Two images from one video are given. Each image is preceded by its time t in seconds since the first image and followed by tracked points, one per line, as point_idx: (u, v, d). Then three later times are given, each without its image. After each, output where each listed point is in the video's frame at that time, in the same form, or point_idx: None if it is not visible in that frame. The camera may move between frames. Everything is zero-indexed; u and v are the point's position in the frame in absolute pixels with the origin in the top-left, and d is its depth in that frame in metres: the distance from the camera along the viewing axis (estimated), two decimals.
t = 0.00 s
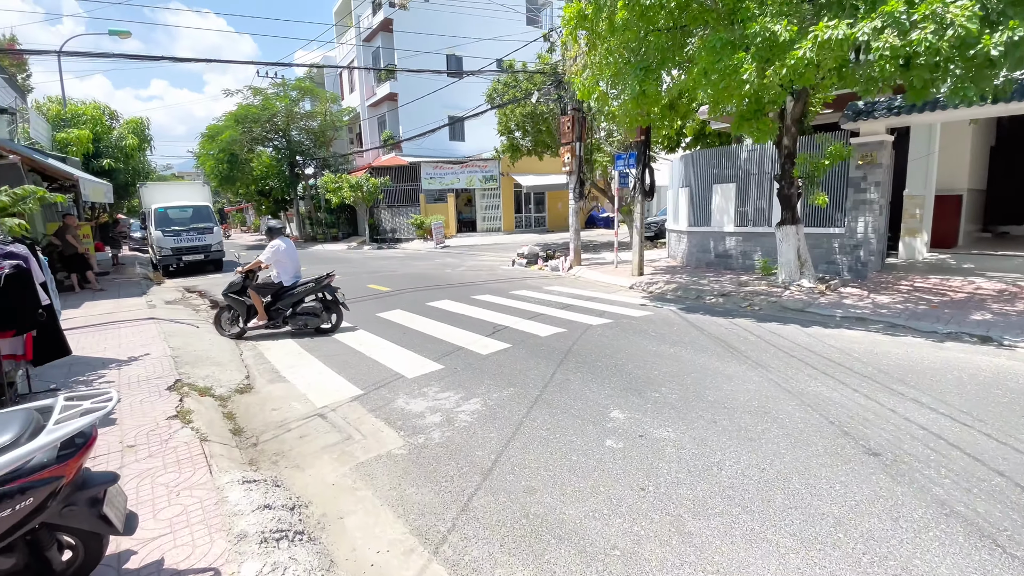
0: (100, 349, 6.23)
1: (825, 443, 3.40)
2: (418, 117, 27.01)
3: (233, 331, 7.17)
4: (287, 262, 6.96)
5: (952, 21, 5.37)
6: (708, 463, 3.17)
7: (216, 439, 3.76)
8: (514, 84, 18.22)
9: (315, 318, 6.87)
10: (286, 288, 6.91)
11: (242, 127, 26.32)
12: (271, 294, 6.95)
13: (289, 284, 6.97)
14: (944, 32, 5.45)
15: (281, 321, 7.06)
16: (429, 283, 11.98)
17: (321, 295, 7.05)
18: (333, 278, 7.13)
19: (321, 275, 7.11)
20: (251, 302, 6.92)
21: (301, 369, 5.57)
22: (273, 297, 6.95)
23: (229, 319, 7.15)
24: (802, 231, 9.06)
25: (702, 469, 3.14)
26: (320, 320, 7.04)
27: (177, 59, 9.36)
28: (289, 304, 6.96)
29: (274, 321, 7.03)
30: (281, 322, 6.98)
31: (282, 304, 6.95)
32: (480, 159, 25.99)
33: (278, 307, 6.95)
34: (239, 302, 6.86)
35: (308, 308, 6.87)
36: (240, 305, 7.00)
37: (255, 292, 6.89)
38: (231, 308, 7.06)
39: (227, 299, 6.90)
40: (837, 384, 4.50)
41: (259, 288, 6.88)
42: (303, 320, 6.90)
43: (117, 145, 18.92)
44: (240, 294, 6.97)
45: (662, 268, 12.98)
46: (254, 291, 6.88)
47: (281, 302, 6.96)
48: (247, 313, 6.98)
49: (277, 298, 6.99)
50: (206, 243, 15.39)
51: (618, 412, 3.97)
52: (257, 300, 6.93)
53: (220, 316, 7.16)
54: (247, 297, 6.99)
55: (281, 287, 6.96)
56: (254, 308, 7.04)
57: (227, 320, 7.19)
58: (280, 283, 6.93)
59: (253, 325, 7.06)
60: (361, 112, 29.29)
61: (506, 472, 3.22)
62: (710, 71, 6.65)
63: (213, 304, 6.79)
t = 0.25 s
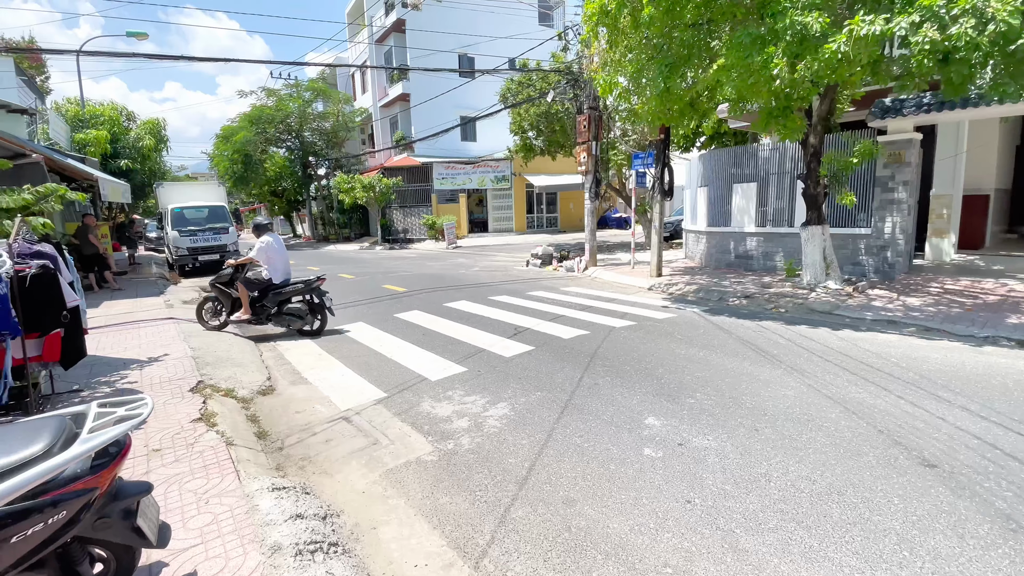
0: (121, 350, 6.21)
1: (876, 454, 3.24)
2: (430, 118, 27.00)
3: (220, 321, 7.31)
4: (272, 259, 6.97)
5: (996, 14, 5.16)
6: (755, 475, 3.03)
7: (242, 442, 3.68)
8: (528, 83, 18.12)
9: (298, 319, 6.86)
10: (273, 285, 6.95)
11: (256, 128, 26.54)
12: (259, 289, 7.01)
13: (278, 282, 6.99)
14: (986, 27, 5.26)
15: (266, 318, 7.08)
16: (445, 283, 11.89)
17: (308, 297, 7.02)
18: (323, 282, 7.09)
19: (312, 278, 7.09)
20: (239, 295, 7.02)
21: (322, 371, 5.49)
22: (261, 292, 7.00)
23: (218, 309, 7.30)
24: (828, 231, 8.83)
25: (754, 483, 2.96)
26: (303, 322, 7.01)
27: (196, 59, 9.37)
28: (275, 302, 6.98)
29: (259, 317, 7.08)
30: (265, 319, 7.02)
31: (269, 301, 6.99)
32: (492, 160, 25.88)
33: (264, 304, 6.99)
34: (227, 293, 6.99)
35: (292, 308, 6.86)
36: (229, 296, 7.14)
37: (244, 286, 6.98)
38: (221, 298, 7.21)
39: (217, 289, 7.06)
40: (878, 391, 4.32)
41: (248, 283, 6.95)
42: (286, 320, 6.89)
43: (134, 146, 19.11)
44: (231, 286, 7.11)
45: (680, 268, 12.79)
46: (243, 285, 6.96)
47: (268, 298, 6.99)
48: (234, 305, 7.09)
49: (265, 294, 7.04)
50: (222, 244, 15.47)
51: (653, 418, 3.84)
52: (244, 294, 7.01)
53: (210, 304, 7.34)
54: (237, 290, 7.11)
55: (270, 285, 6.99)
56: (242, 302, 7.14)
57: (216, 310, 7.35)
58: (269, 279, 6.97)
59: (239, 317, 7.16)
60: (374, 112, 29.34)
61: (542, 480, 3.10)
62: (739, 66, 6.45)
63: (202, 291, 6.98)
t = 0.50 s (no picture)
0: (133, 355, 6.12)
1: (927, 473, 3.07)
2: (438, 119, 26.94)
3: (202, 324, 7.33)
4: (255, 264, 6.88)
5: None
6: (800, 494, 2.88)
7: (260, 454, 3.55)
8: (538, 84, 18.00)
9: (275, 326, 6.69)
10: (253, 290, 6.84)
11: (264, 129, 26.74)
12: (240, 294, 6.93)
13: (258, 287, 6.84)
14: None
15: (245, 323, 6.97)
16: (456, 286, 11.78)
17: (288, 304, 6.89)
18: (302, 289, 6.93)
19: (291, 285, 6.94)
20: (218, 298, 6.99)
21: (337, 378, 5.37)
22: (241, 297, 6.91)
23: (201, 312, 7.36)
24: (849, 233, 8.63)
25: (808, 509, 2.78)
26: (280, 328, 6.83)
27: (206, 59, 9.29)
28: (253, 307, 6.85)
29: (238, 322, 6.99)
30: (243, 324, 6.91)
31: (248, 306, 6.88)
32: (499, 161, 25.74)
33: (242, 309, 6.89)
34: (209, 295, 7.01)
35: (269, 314, 6.71)
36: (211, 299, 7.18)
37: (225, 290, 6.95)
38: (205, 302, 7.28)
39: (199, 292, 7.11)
40: (917, 402, 4.15)
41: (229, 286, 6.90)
42: (263, 326, 6.74)
43: (144, 147, 19.14)
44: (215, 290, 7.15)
45: (694, 271, 12.62)
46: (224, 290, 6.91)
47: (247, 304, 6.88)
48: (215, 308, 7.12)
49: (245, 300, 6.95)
50: (231, 245, 15.43)
51: (685, 430, 3.69)
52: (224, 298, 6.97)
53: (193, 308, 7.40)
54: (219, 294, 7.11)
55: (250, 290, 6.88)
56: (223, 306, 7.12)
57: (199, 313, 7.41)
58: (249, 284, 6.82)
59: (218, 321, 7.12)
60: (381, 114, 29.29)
61: (575, 498, 2.95)
62: (761, 64, 6.24)
63: (184, 293, 7.05)
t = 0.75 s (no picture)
0: (134, 359, 5.96)
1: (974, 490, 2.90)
2: (441, 120, 26.81)
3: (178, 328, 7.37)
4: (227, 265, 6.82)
5: None
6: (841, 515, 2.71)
7: (266, 467, 3.37)
8: (543, 84, 17.84)
9: (243, 330, 6.68)
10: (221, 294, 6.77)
11: (267, 130, 26.66)
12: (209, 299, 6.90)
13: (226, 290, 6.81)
14: None
15: (217, 328, 6.96)
16: (462, 288, 11.62)
17: (256, 307, 6.82)
18: (271, 291, 6.88)
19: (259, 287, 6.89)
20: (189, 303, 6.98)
21: (344, 383, 5.21)
22: (211, 302, 6.89)
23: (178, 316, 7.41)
24: (865, 234, 8.44)
25: (810, 510, 2.78)
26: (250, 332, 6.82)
27: (209, 57, 9.15)
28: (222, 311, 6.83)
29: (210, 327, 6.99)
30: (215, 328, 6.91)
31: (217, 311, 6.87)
32: (503, 162, 25.57)
33: (212, 313, 6.88)
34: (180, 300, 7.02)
35: (238, 318, 6.69)
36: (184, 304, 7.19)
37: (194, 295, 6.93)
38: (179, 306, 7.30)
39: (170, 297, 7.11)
40: (952, 412, 3.96)
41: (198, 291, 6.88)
42: (233, 330, 6.74)
43: (147, 148, 19.04)
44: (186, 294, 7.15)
45: (702, 273, 12.44)
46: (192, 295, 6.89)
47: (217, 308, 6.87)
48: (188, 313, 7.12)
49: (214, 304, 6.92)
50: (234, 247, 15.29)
51: (712, 442, 3.52)
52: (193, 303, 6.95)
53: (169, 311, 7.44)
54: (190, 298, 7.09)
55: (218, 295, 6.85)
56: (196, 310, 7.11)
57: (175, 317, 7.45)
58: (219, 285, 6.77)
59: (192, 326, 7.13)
60: (384, 115, 29.17)
61: (602, 517, 2.77)
62: (778, 62, 6.06)
63: (156, 298, 7.06)
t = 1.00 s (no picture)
0: (127, 368, 5.72)
1: None
2: (442, 122, 26.61)
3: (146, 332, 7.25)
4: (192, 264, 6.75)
5: None
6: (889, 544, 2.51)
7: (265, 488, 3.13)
8: (546, 85, 17.63)
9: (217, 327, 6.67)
10: (190, 294, 6.79)
11: (266, 132, 26.35)
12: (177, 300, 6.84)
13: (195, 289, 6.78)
14: None
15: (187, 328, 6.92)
16: (465, 291, 11.38)
17: (228, 305, 6.89)
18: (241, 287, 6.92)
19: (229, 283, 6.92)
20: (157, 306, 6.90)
21: (347, 394, 4.97)
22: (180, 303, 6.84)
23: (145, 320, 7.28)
24: (879, 237, 8.23)
25: (808, 509, 2.82)
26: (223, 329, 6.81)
27: (208, 56, 8.93)
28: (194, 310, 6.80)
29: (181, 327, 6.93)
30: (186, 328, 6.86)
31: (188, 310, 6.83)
32: (504, 163, 25.35)
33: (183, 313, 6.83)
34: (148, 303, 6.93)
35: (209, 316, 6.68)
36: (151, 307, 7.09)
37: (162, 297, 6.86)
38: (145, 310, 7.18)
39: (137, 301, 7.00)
40: (991, 426, 3.74)
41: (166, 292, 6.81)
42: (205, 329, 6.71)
43: (145, 150, 18.84)
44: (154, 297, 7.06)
45: (709, 276, 12.23)
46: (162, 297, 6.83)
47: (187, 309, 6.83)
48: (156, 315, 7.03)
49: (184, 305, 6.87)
50: (232, 250, 15.01)
51: (742, 460, 3.30)
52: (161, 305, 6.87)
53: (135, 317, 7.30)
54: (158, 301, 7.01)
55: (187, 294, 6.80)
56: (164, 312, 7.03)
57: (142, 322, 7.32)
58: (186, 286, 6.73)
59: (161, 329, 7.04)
60: (384, 116, 28.95)
61: (630, 546, 2.55)
62: (795, 59, 5.84)
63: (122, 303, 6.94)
